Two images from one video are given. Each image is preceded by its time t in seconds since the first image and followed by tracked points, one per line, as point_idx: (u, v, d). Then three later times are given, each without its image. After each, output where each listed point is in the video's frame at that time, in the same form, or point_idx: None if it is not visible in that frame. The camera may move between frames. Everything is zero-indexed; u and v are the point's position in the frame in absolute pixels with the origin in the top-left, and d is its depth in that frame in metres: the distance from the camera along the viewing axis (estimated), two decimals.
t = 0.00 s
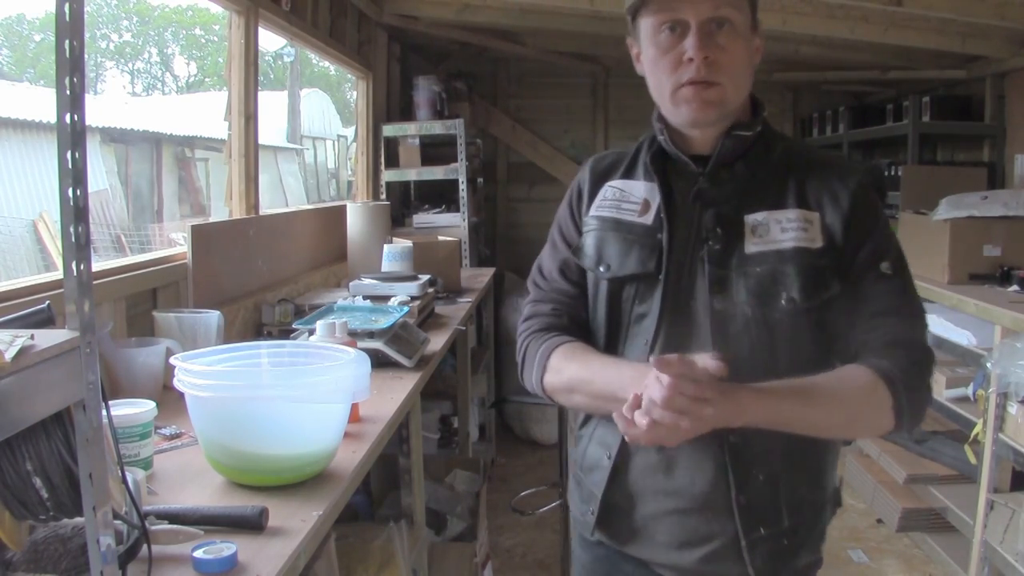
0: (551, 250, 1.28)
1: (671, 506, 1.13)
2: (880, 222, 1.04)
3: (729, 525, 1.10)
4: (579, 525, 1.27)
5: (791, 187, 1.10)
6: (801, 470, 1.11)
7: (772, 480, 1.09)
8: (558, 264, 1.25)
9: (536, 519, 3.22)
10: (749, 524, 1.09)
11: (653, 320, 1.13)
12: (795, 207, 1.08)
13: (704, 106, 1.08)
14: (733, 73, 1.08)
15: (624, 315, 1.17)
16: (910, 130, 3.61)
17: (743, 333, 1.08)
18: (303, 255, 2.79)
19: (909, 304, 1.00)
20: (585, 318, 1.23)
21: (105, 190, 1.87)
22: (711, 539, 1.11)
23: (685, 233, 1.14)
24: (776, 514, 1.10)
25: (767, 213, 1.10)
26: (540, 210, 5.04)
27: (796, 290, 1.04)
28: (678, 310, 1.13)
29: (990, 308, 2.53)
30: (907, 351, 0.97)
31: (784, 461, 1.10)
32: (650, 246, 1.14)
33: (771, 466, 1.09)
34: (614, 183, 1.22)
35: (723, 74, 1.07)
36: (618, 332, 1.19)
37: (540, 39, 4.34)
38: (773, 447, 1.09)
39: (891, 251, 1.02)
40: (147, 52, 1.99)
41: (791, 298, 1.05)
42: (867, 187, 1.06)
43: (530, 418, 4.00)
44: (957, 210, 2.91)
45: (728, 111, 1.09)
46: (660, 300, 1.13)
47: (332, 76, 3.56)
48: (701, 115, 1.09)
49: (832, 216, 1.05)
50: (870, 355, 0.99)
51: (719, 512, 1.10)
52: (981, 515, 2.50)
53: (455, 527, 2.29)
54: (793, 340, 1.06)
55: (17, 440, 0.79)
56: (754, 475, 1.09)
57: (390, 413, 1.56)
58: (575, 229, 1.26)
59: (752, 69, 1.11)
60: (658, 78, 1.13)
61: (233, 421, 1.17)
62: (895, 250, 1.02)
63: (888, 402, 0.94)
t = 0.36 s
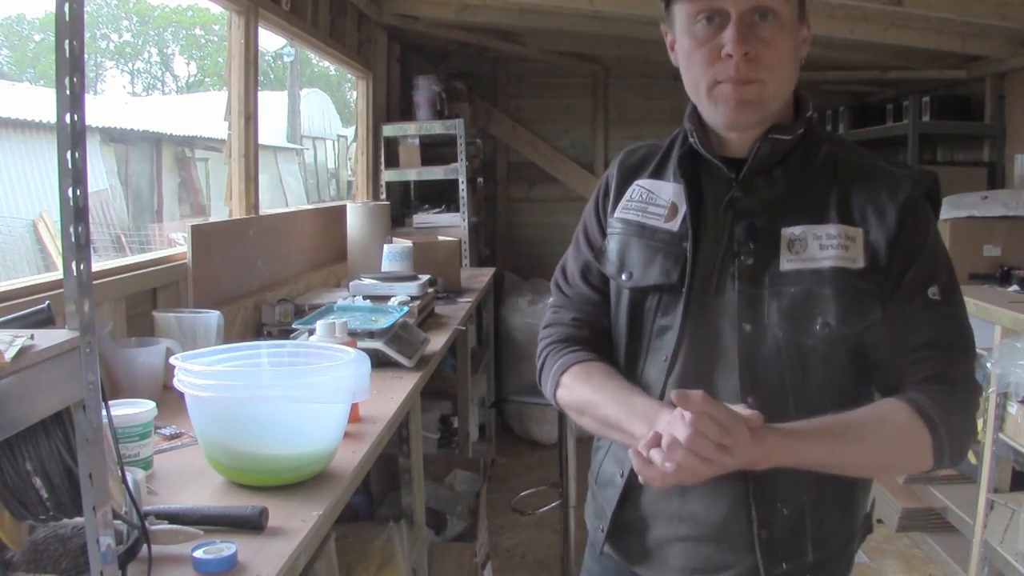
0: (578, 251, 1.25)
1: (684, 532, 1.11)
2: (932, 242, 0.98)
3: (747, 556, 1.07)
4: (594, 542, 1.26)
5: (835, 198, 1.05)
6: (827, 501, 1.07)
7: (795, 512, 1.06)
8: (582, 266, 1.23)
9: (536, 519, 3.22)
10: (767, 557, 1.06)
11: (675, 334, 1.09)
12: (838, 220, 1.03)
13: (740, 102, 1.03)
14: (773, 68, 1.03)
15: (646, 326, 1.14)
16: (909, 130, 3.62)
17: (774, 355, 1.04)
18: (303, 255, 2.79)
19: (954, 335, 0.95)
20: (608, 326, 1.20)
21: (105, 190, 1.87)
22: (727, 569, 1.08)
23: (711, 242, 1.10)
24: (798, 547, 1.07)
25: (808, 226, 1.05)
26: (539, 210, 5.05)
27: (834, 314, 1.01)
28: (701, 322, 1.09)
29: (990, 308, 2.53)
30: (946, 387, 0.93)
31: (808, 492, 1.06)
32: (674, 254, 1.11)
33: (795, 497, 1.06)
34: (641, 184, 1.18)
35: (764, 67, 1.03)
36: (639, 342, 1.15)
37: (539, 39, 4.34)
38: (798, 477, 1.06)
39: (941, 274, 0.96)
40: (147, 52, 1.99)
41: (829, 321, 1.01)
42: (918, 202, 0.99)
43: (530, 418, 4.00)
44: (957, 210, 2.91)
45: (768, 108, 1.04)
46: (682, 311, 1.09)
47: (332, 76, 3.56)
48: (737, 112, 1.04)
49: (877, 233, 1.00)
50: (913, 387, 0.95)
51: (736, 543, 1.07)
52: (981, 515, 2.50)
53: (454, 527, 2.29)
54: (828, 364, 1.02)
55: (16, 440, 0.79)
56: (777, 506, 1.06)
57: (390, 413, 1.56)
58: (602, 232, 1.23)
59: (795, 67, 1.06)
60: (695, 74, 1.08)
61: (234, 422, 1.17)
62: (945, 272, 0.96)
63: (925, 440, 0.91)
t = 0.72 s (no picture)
0: (554, 258, 1.21)
1: (680, 541, 1.09)
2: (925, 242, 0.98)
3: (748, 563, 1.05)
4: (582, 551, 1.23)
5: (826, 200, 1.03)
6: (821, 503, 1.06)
7: (795, 519, 1.04)
8: (558, 274, 1.18)
9: (536, 519, 3.22)
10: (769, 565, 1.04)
11: (661, 343, 1.06)
12: (831, 223, 1.02)
13: (727, 116, 0.99)
14: (761, 79, 0.98)
15: (632, 334, 1.10)
16: (910, 130, 3.62)
17: (772, 364, 1.01)
18: (303, 255, 2.79)
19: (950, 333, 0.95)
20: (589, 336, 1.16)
21: (105, 190, 1.87)
22: None
23: (695, 247, 1.07)
24: (797, 552, 1.05)
25: (802, 230, 1.03)
26: (539, 210, 5.05)
27: (832, 320, 0.99)
28: (687, 331, 1.06)
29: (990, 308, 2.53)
30: (947, 385, 0.93)
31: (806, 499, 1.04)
32: (656, 261, 1.07)
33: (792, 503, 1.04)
34: (619, 187, 1.14)
35: (752, 80, 0.98)
36: (623, 352, 1.12)
37: (539, 39, 4.34)
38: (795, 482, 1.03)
39: (936, 275, 0.96)
40: (147, 52, 1.99)
41: (828, 328, 0.99)
42: (910, 201, 0.99)
43: (530, 417, 4.00)
44: (957, 210, 2.91)
45: (755, 117, 1.00)
46: (668, 322, 1.06)
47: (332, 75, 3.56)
48: (724, 125, 1.00)
49: (871, 235, 0.99)
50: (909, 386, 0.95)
51: (733, 552, 1.06)
52: (981, 515, 2.50)
53: (455, 527, 2.29)
54: (825, 369, 1.01)
55: (17, 440, 0.79)
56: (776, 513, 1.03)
57: (390, 413, 1.56)
58: (578, 237, 1.19)
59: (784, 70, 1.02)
60: (679, 82, 1.03)
61: (234, 422, 1.17)
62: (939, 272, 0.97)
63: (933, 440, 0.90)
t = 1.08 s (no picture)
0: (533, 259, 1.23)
1: (672, 538, 1.06)
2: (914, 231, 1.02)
3: (750, 559, 1.03)
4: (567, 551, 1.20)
5: (816, 192, 1.05)
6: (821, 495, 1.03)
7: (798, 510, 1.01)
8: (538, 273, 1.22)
9: (536, 519, 3.22)
10: (773, 561, 1.00)
11: (634, 334, 1.04)
12: (824, 211, 1.03)
13: (709, 126, 1.00)
14: (740, 88, 0.99)
15: (604, 328, 1.09)
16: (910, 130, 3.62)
17: (774, 351, 0.99)
18: (303, 255, 2.79)
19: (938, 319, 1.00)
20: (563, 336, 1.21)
21: (105, 190, 1.87)
22: None
23: (671, 238, 1.07)
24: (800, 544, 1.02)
25: (795, 218, 1.03)
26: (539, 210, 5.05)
27: (833, 305, 1.00)
28: (661, 321, 1.04)
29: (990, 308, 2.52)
30: (936, 368, 0.99)
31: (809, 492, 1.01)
32: (629, 251, 1.07)
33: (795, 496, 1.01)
34: (599, 182, 1.15)
35: (730, 89, 0.99)
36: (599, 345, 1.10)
37: (539, 39, 4.35)
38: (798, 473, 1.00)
39: (926, 265, 1.01)
40: (147, 52, 1.99)
41: (828, 313, 1.00)
42: (894, 190, 1.04)
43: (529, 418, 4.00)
44: (958, 210, 2.91)
45: (736, 125, 1.02)
46: (642, 310, 1.04)
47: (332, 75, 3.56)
48: (706, 133, 1.01)
49: (864, 223, 1.02)
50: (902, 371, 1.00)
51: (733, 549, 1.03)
52: (981, 515, 2.50)
53: (454, 527, 2.29)
54: (823, 358, 1.00)
55: (17, 440, 0.79)
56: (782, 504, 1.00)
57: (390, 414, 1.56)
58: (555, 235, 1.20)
59: (763, 75, 1.02)
60: (659, 92, 1.04)
61: (234, 422, 1.17)
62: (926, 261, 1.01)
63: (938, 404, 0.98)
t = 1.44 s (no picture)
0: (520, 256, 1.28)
1: (640, 519, 1.07)
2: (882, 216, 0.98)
3: (709, 545, 1.03)
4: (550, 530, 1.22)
5: (778, 179, 1.03)
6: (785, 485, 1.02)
7: (756, 495, 1.01)
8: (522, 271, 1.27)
9: (536, 518, 3.23)
10: (729, 544, 1.00)
11: (596, 321, 1.06)
12: (784, 198, 1.01)
13: (630, 140, 0.99)
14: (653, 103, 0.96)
15: (572, 315, 1.11)
16: (910, 129, 3.63)
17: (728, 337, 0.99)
18: (303, 255, 2.79)
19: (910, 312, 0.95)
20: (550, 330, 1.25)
21: (105, 190, 1.87)
22: (678, 556, 1.04)
23: (639, 228, 1.08)
24: (759, 530, 1.01)
25: (755, 205, 1.01)
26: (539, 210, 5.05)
27: (787, 291, 0.98)
28: (625, 309, 1.06)
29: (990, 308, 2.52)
30: (906, 362, 0.94)
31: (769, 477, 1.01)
32: (597, 241, 1.09)
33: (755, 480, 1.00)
34: (575, 175, 1.17)
35: (662, 103, 0.96)
36: (569, 332, 1.12)
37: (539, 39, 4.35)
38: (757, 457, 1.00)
39: (896, 252, 0.96)
40: (147, 52, 2.00)
41: (782, 298, 0.98)
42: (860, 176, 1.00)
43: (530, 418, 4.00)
44: (958, 210, 2.91)
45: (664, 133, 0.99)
46: (605, 297, 1.06)
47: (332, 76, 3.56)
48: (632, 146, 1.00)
49: (825, 209, 0.99)
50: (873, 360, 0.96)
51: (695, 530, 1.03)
52: (981, 515, 2.50)
53: (454, 527, 2.28)
54: (781, 345, 0.99)
55: (17, 440, 0.79)
56: (737, 488, 1.00)
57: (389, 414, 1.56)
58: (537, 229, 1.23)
59: (698, 81, 1.00)
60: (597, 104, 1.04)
61: (234, 422, 1.17)
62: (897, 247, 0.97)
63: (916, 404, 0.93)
